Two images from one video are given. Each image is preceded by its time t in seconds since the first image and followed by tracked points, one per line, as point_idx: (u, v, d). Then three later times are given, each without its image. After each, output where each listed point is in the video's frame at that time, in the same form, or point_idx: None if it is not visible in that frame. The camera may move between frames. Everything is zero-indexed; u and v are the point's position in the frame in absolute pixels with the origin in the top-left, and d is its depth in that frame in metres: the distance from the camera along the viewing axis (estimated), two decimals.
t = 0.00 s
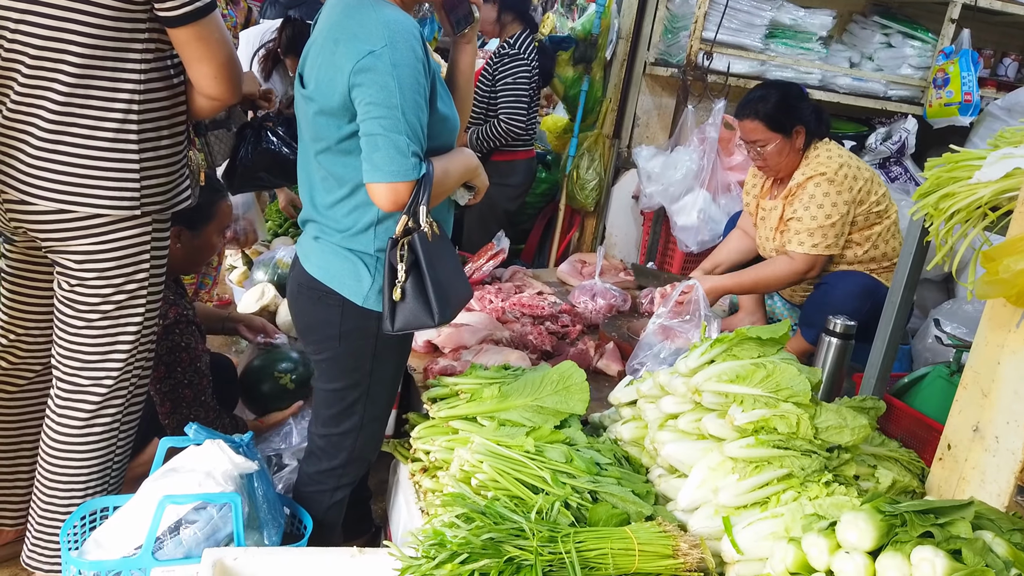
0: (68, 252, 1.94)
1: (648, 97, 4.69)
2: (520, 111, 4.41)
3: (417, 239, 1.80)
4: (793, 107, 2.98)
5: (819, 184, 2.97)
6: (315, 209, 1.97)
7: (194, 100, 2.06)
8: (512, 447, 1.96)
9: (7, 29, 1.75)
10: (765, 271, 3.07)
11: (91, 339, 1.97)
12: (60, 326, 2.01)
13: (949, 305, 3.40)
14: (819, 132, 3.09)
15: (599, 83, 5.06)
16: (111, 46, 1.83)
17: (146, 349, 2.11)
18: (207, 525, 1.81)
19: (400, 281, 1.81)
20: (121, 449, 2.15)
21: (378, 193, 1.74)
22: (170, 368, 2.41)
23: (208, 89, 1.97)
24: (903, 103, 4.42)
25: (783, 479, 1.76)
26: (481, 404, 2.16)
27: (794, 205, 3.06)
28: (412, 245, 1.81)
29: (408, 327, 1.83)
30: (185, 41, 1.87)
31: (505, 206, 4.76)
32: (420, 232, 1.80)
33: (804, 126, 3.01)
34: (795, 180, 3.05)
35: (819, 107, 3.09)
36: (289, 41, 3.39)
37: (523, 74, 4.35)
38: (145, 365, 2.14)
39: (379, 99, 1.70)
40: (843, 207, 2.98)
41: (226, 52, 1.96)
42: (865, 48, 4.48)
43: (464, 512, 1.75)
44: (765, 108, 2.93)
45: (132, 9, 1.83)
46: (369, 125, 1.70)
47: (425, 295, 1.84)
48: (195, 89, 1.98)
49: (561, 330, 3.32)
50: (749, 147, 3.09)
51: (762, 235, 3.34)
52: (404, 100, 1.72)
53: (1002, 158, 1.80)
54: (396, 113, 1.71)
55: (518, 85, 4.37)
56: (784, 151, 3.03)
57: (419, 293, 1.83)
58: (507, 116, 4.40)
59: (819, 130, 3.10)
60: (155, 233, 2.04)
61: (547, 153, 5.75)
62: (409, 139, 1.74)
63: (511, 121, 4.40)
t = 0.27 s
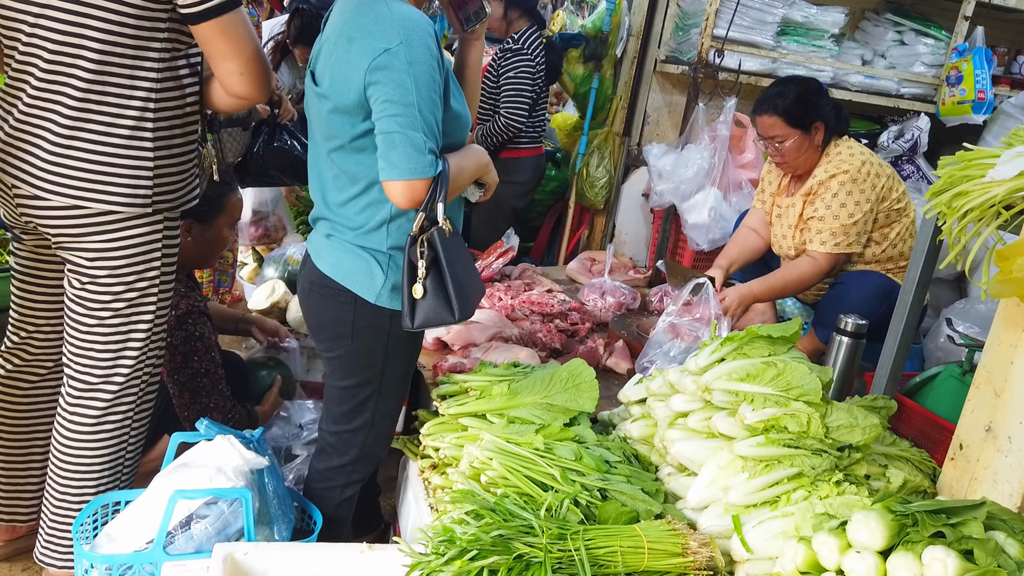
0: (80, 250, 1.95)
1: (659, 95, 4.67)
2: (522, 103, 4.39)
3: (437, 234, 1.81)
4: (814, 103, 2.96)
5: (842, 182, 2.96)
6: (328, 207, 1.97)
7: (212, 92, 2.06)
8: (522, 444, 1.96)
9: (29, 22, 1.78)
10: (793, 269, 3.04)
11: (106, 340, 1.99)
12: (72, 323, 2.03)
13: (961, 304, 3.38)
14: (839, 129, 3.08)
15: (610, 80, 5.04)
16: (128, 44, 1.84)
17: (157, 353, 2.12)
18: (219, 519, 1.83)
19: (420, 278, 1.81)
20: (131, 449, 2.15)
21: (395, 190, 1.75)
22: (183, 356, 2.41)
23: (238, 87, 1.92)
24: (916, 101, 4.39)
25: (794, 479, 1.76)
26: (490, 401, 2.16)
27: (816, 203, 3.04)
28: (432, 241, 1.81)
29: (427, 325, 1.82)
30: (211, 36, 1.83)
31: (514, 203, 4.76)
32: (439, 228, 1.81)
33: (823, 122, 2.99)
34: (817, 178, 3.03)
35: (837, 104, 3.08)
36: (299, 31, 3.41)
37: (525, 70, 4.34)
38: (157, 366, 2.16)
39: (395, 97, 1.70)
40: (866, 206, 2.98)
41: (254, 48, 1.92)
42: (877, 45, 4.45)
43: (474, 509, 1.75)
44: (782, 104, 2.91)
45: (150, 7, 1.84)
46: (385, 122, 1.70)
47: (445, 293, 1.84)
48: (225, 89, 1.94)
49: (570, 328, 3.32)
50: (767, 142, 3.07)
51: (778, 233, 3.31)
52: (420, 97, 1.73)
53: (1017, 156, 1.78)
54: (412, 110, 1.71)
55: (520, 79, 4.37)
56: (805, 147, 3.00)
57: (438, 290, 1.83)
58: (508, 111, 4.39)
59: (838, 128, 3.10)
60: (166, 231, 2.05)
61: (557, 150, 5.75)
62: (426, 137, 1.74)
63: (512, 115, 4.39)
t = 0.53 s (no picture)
0: (86, 247, 1.95)
1: (667, 93, 4.73)
2: (520, 99, 4.36)
3: (444, 231, 1.81)
4: (827, 103, 2.93)
5: (856, 186, 2.95)
6: (337, 205, 1.98)
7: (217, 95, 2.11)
8: (529, 442, 1.97)
9: (41, 24, 1.81)
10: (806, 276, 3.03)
11: (114, 335, 2.00)
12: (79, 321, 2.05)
13: (971, 304, 3.37)
14: (853, 129, 3.06)
15: (618, 78, 4.99)
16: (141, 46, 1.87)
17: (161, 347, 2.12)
18: (227, 515, 1.84)
19: (428, 275, 1.82)
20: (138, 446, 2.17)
21: (403, 187, 1.75)
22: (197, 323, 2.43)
23: (235, 87, 1.88)
24: (927, 99, 4.34)
25: (802, 478, 1.75)
26: (498, 399, 2.17)
27: (829, 205, 3.03)
28: (439, 238, 1.82)
29: (437, 321, 1.82)
30: (211, 29, 1.83)
31: (521, 201, 4.76)
32: (446, 225, 1.81)
33: (836, 121, 2.97)
34: (830, 180, 3.03)
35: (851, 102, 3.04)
36: (306, 39, 3.36)
37: (526, 66, 4.31)
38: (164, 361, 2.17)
39: (403, 94, 1.70)
40: (880, 208, 2.97)
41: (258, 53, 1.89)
42: (887, 43, 4.43)
43: (481, 506, 1.75)
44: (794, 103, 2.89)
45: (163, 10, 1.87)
46: (393, 120, 1.71)
47: (453, 289, 1.85)
48: (224, 89, 1.90)
49: (577, 326, 3.32)
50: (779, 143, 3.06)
51: (790, 234, 3.31)
52: (428, 94, 1.73)
53: None
54: (420, 107, 1.71)
55: (521, 75, 4.34)
56: (817, 147, 2.99)
57: (447, 288, 1.84)
58: (505, 107, 4.36)
59: (852, 127, 3.06)
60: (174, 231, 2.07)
61: (566, 148, 5.74)
62: (434, 133, 1.74)
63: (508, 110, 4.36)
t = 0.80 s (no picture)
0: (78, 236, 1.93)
1: (673, 91, 4.64)
2: (519, 97, 4.36)
3: (443, 231, 1.82)
4: (828, 106, 2.92)
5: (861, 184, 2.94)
6: (341, 202, 1.98)
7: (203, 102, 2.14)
8: (534, 440, 1.97)
9: (35, 21, 1.81)
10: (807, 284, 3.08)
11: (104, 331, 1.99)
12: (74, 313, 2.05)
13: (978, 304, 3.36)
14: (856, 127, 3.04)
15: (624, 75, 5.04)
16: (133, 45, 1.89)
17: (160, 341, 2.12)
18: (233, 512, 1.84)
19: (426, 273, 1.83)
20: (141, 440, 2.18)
21: (404, 186, 1.75)
22: (198, 280, 2.46)
23: (206, 90, 1.89)
24: (934, 97, 4.33)
25: (807, 477, 1.75)
26: (503, 397, 2.17)
27: (835, 202, 3.02)
28: (438, 237, 1.82)
29: (434, 320, 1.84)
30: (186, 27, 1.84)
31: (526, 199, 4.76)
32: (445, 225, 1.81)
33: (841, 121, 2.97)
34: (836, 178, 3.01)
35: (852, 97, 3.02)
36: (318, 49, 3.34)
37: (528, 64, 4.31)
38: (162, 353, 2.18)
39: (405, 93, 1.70)
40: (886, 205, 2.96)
41: (232, 59, 1.89)
42: (894, 41, 4.41)
43: (486, 504, 1.75)
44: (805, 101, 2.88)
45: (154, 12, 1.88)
46: (394, 118, 1.71)
47: (450, 288, 1.85)
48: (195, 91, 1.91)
49: (582, 324, 3.32)
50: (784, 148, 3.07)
51: (796, 233, 3.30)
52: (429, 93, 1.73)
53: None
54: (421, 106, 1.71)
55: (521, 73, 4.33)
56: (822, 148, 2.99)
57: (444, 286, 1.84)
58: (501, 103, 4.35)
59: (856, 125, 3.04)
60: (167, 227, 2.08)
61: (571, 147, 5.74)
62: (435, 132, 1.74)
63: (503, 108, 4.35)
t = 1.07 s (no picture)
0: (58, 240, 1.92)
1: (678, 90, 4.72)
2: (521, 96, 4.37)
3: (445, 231, 1.83)
4: (834, 105, 2.92)
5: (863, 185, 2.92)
6: (346, 201, 1.99)
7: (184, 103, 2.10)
8: (539, 439, 1.97)
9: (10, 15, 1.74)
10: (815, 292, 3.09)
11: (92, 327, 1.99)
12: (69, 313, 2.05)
13: (984, 304, 3.34)
14: (865, 126, 3.04)
15: (629, 75, 4.97)
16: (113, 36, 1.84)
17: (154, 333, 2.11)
18: (238, 510, 1.85)
19: (429, 273, 1.83)
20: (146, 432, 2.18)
21: (407, 186, 1.75)
22: (198, 276, 2.45)
23: (175, 84, 1.82)
24: (940, 97, 4.32)
25: (812, 477, 1.75)
26: (508, 396, 2.17)
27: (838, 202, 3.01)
28: (440, 237, 1.83)
29: (437, 320, 1.83)
30: (162, 19, 1.79)
31: (530, 198, 4.76)
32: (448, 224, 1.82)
33: (847, 120, 2.96)
34: (840, 177, 3.01)
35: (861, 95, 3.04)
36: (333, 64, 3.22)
37: (529, 63, 4.31)
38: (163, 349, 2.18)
39: (409, 92, 1.71)
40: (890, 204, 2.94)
41: (205, 54, 1.84)
42: (900, 40, 4.40)
43: (491, 503, 1.75)
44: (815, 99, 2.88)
45: None
46: (398, 118, 1.71)
47: (453, 288, 1.85)
48: (166, 85, 1.84)
49: (587, 324, 3.33)
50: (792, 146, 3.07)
51: (802, 230, 3.30)
52: (433, 93, 1.73)
53: None
54: (425, 106, 1.72)
55: (523, 73, 4.34)
56: (829, 147, 2.99)
57: (447, 286, 1.84)
58: (505, 103, 4.36)
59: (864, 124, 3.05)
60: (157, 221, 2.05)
61: (577, 146, 5.74)
62: (439, 132, 1.74)
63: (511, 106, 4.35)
